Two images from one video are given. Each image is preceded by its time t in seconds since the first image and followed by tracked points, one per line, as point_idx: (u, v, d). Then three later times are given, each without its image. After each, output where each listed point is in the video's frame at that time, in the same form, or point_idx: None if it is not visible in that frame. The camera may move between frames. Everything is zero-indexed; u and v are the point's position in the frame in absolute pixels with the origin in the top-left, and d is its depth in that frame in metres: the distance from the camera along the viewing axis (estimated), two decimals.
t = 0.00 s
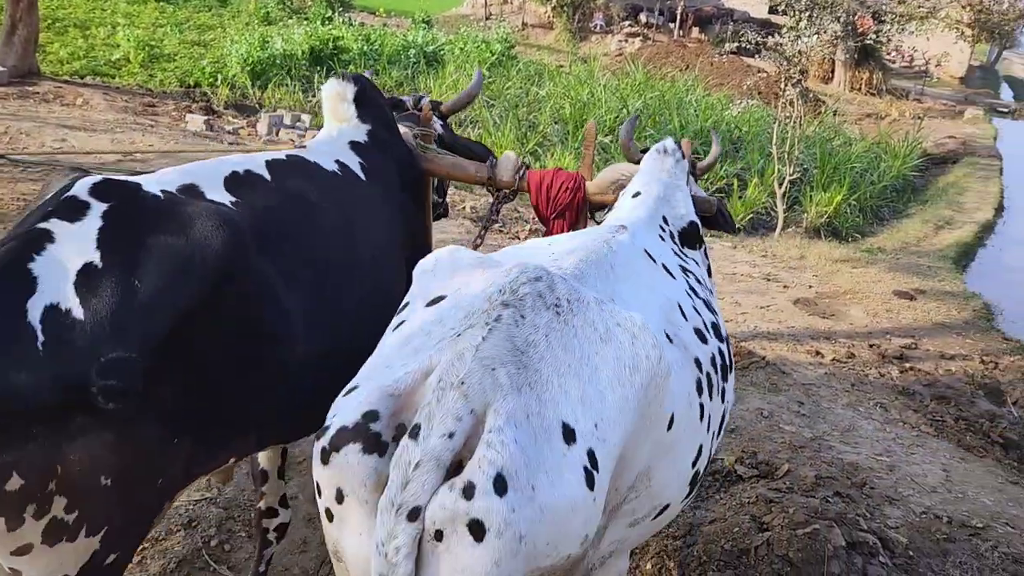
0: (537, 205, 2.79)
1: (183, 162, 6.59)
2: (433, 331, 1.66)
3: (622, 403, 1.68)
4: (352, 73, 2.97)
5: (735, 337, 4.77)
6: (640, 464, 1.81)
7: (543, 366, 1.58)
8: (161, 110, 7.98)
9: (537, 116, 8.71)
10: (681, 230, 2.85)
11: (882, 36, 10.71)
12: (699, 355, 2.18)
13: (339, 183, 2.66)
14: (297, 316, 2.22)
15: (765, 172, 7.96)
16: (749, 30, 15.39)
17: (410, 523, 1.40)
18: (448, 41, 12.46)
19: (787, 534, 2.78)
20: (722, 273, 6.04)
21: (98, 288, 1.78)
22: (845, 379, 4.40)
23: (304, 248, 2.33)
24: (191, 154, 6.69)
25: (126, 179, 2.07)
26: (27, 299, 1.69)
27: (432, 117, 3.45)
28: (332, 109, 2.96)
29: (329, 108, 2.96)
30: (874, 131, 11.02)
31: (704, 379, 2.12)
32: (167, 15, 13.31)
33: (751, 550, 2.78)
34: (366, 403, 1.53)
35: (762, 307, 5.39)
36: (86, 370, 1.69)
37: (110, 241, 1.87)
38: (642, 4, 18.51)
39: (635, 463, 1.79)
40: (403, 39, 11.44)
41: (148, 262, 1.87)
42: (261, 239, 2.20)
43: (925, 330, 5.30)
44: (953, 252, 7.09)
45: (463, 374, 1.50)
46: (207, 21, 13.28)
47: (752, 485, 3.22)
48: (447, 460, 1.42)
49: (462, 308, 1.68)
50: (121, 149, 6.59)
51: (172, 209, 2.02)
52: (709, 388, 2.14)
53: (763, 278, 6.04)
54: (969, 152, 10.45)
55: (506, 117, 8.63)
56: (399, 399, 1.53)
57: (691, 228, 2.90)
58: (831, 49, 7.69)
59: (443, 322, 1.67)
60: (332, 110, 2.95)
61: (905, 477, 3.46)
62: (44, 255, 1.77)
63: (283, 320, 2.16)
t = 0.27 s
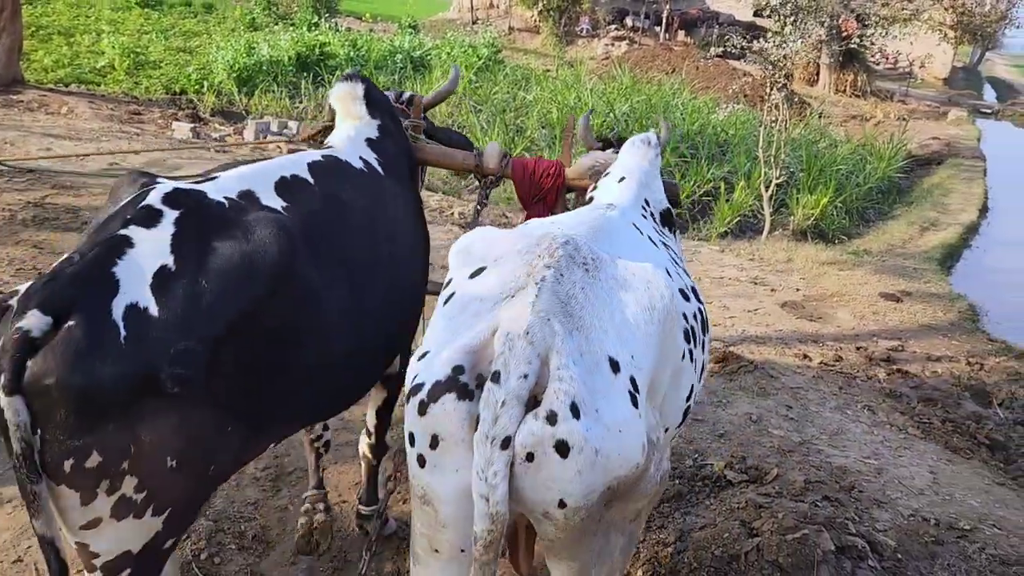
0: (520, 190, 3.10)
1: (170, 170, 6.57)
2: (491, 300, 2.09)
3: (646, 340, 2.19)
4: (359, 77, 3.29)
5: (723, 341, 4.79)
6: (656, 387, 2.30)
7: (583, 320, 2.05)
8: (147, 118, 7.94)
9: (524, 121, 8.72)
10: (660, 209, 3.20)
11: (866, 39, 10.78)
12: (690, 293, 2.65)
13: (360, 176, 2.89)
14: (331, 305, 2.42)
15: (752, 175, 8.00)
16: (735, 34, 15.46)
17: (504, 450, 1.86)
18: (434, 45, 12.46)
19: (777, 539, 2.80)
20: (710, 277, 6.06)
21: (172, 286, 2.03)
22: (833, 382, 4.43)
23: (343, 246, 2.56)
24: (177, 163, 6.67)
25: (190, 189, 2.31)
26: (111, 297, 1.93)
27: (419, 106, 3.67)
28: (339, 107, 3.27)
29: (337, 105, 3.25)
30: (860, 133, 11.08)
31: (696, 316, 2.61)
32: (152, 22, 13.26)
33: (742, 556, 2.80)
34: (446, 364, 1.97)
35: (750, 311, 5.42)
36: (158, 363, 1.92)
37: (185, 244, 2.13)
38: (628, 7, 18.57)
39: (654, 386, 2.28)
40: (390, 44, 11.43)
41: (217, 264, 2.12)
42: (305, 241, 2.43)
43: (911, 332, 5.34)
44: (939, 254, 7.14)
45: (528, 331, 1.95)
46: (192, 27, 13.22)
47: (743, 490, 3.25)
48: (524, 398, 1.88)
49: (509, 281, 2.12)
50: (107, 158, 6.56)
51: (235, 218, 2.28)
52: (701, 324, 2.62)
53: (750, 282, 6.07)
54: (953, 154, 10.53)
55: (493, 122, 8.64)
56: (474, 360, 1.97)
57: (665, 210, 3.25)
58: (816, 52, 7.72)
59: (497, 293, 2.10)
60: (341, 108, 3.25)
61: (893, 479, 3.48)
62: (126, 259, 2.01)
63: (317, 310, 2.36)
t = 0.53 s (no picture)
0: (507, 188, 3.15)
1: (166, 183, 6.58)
2: (525, 289, 2.23)
3: (666, 318, 2.36)
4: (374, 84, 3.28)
5: (719, 352, 4.80)
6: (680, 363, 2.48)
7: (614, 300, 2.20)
8: (143, 130, 7.96)
9: (520, 131, 8.75)
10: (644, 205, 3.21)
11: (859, 49, 10.85)
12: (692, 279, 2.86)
13: (371, 181, 2.92)
14: (357, 298, 2.48)
15: (747, 184, 8.03)
16: (729, 43, 15.55)
17: (566, 420, 1.98)
18: (430, 57, 12.51)
19: (775, 550, 2.80)
20: (706, 287, 6.08)
21: (232, 271, 2.13)
22: (829, 392, 4.43)
23: (374, 243, 2.65)
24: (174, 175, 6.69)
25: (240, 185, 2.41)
26: (180, 281, 2.03)
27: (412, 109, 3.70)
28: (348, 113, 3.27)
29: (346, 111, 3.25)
30: (854, 141, 11.13)
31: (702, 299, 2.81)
32: (149, 35, 13.32)
33: (740, 567, 2.80)
34: (505, 346, 2.08)
35: (746, 320, 5.44)
36: (222, 341, 2.02)
37: (243, 234, 2.23)
38: (622, 18, 18.66)
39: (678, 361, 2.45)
40: (386, 56, 11.48)
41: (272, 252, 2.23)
42: (341, 237, 2.51)
43: (907, 341, 5.36)
44: (934, 262, 7.17)
45: (568, 311, 2.09)
46: (189, 40, 13.27)
47: (740, 501, 3.25)
48: (578, 370, 2.02)
49: (541, 271, 2.27)
50: (104, 171, 6.58)
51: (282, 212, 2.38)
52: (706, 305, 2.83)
53: (747, 291, 6.09)
54: (947, 162, 10.58)
55: (490, 133, 8.68)
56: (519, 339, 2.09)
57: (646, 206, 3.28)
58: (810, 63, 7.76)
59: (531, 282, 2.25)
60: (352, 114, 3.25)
61: (890, 489, 3.49)
62: (190, 247, 2.11)
63: (347, 304, 2.43)
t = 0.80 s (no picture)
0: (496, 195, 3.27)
1: (170, 200, 6.61)
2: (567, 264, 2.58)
3: (683, 289, 2.72)
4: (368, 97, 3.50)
5: (722, 367, 4.80)
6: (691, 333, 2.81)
7: (640, 269, 2.57)
8: (147, 148, 8.00)
9: (521, 147, 8.79)
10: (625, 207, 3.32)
11: (859, 64, 10.90)
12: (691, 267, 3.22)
13: (371, 181, 3.03)
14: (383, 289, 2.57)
15: (748, 199, 8.05)
16: (729, 58, 15.63)
17: (614, 365, 2.28)
18: (432, 73, 12.59)
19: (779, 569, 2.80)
20: (708, 303, 6.09)
21: (286, 258, 2.19)
22: (832, 408, 4.43)
23: (391, 242, 2.74)
24: (177, 193, 6.73)
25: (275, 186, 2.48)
26: (246, 270, 2.07)
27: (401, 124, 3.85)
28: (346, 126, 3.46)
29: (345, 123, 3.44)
30: (854, 156, 11.17)
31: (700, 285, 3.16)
32: (152, 52, 13.41)
33: None
34: (555, 306, 2.42)
35: (748, 336, 5.44)
36: (295, 324, 2.07)
37: (294, 226, 2.32)
38: (623, 33, 18.78)
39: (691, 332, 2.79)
40: (388, 72, 11.55)
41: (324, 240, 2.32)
42: (366, 232, 2.59)
43: (909, 356, 5.35)
44: (936, 276, 7.17)
45: (609, 275, 2.43)
46: (192, 57, 13.36)
47: (744, 519, 3.25)
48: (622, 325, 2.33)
49: (579, 249, 2.63)
50: (108, 189, 6.61)
51: (319, 209, 2.48)
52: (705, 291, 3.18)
53: (748, 307, 6.09)
54: (948, 175, 10.60)
55: (491, 149, 8.72)
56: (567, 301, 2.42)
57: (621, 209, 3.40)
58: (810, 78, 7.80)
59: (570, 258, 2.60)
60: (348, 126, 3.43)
61: (894, 506, 3.47)
62: (248, 238, 2.17)
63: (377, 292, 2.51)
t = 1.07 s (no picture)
0: (484, 198, 3.64)
1: (177, 216, 6.66)
2: (590, 259, 2.63)
3: (688, 290, 2.79)
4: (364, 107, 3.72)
5: (729, 383, 4.79)
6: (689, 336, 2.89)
7: (658, 269, 2.62)
8: (155, 164, 8.06)
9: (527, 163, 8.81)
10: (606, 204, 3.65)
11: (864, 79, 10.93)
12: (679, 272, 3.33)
13: (378, 184, 3.21)
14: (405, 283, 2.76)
15: (754, 214, 8.05)
16: (734, 73, 15.68)
17: (636, 358, 2.32)
18: (439, 89, 12.66)
19: None
20: (715, 318, 6.08)
21: (335, 257, 2.37)
22: (840, 424, 4.41)
23: (412, 239, 2.92)
24: (185, 210, 6.77)
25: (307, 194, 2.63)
26: (306, 271, 2.25)
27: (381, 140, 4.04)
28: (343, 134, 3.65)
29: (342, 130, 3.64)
30: (860, 170, 11.17)
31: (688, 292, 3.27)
32: (161, 69, 13.53)
33: None
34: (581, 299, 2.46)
35: (754, 351, 5.43)
36: (352, 316, 2.26)
37: (337, 226, 2.48)
38: (628, 49, 18.85)
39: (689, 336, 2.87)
40: (394, 88, 11.62)
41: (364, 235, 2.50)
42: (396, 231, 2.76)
43: (917, 371, 5.33)
44: (943, 291, 7.15)
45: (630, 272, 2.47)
46: (201, 74, 13.46)
47: (751, 537, 3.23)
48: (644, 319, 2.36)
49: (602, 245, 2.68)
50: (116, 205, 6.65)
51: (353, 208, 2.65)
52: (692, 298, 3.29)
53: (755, 322, 6.09)
54: (954, 190, 10.59)
55: (497, 164, 8.76)
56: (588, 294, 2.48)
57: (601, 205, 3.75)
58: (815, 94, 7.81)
59: (593, 254, 2.65)
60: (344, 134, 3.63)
61: (903, 524, 3.45)
62: (302, 242, 2.34)
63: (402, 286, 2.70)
